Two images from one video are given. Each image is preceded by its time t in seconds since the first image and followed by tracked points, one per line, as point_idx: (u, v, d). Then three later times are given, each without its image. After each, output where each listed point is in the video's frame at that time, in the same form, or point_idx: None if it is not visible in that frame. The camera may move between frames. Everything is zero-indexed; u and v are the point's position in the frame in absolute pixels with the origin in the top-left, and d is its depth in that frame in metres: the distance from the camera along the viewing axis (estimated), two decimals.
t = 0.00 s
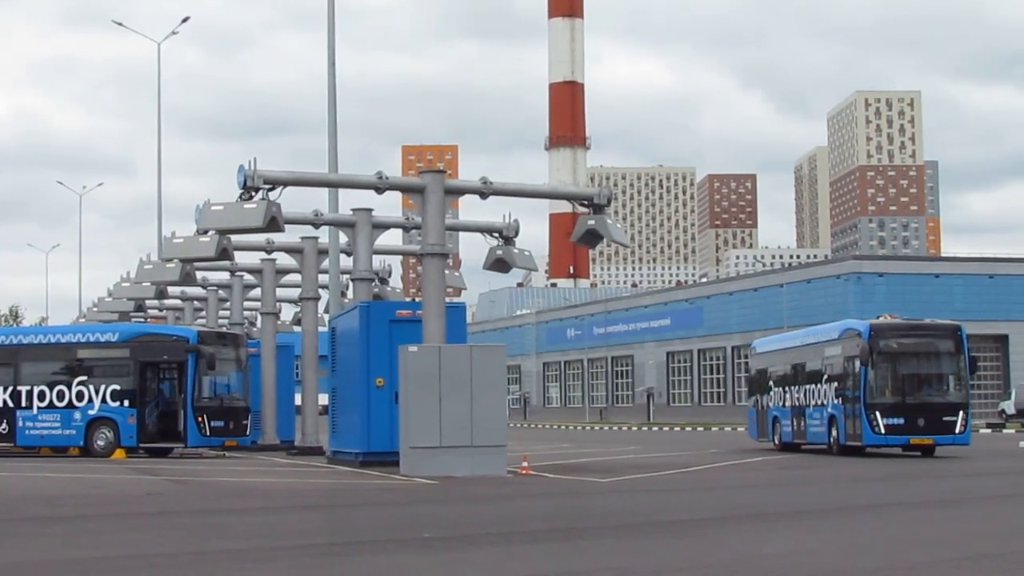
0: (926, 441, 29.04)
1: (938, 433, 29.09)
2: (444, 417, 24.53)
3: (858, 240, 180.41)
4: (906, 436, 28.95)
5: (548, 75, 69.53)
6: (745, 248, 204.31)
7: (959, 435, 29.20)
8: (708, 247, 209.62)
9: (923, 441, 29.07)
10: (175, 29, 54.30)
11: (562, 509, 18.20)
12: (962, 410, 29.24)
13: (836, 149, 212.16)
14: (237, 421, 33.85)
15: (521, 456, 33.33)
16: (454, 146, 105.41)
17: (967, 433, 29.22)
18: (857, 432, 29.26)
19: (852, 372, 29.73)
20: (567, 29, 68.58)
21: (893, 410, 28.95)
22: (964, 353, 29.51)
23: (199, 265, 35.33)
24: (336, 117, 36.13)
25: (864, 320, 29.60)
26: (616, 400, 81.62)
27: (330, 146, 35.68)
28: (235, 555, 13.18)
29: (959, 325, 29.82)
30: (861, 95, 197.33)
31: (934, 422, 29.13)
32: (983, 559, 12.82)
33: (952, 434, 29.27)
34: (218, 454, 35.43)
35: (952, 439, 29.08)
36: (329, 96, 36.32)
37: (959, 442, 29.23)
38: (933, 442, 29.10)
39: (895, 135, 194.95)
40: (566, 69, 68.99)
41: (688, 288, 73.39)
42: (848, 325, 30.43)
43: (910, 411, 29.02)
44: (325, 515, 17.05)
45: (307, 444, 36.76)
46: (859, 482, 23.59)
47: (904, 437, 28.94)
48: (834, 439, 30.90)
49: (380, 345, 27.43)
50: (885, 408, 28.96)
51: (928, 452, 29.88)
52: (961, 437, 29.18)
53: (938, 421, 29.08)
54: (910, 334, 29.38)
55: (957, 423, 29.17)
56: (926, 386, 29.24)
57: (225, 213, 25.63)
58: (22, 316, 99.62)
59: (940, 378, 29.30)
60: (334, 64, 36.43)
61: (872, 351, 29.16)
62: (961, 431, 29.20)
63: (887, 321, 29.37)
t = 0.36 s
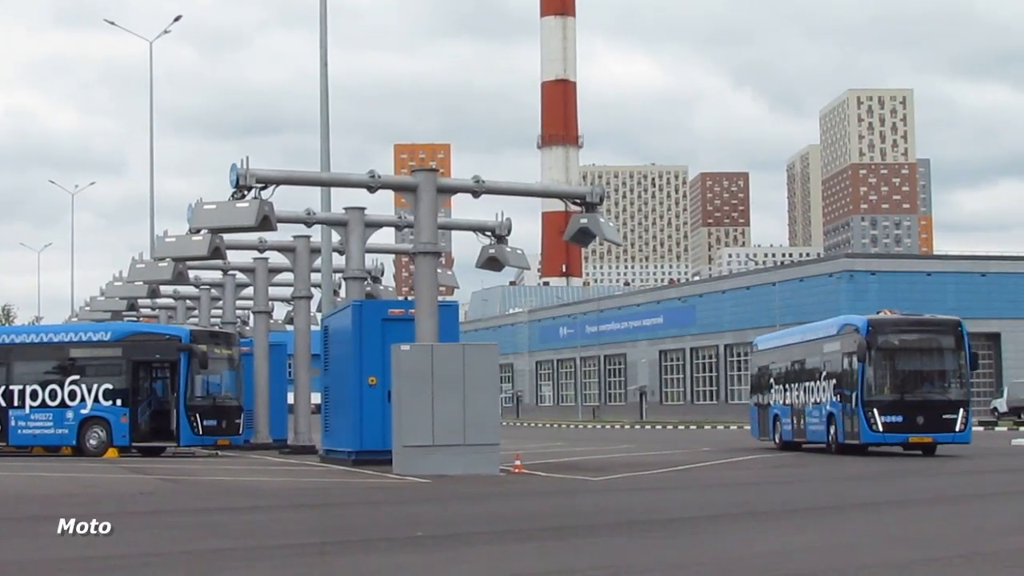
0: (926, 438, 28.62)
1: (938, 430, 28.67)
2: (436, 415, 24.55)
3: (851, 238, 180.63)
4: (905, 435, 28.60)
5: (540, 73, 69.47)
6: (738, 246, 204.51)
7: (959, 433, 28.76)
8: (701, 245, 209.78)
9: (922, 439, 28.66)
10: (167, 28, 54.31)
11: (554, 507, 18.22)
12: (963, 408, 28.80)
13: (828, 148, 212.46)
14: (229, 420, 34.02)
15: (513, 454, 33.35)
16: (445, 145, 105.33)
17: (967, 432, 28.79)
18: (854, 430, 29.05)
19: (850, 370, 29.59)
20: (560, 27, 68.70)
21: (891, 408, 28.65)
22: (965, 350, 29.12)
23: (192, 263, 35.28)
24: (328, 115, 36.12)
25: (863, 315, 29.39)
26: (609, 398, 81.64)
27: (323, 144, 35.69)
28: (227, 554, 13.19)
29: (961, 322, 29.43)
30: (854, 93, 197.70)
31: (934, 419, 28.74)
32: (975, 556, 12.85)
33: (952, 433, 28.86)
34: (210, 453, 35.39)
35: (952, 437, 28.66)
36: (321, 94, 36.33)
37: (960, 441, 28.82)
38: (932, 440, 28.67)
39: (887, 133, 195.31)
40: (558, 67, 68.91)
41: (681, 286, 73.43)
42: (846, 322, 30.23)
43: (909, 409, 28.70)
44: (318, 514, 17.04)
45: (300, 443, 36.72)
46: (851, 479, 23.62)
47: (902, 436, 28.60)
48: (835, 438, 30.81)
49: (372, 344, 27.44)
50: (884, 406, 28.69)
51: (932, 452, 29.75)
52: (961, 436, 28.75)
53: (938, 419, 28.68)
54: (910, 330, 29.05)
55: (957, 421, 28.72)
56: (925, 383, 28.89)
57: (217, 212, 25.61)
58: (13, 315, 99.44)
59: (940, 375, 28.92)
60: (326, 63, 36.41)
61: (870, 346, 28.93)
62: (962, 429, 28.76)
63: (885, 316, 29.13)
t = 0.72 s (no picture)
0: (919, 438, 28.15)
1: (932, 430, 28.22)
2: (426, 414, 24.54)
3: (841, 237, 180.97)
4: (898, 435, 28.14)
5: (530, 72, 69.44)
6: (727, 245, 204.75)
7: (954, 433, 28.28)
8: (691, 243, 210.03)
9: (916, 438, 28.18)
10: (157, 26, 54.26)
11: (542, 505, 18.22)
12: (958, 407, 28.32)
13: (817, 147, 212.88)
14: (218, 418, 34.01)
15: (502, 453, 33.37)
16: (435, 143, 105.33)
17: (962, 431, 28.30)
18: (847, 428, 28.59)
19: (843, 367, 29.17)
20: (550, 26, 68.70)
21: (883, 407, 28.19)
22: (961, 347, 28.66)
23: (181, 261, 35.23)
24: (318, 113, 36.11)
25: (856, 312, 28.98)
26: (598, 397, 81.70)
27: (312, 142, 35.66)
28: (213, 553, 13.18)
29: (956, 318, 29.00)
30: (843, 93, 198.19)
31: (928, 419, 28.28)
32: (963, 556, 12.89)
33: (947, 432, 28.39)
34: (200, 451, 35.40)
35: (947, 437, 28.20)
36: (311, 92, 36.30)
37: (955, 440, 28.35)
38: (926, 440, 28.20)
39: (876, 132, 195.83)
40: (549, 66, 68.90)
41: (671, 285, 73.53)
42: (839, 318, 29.86)
43: (902, 407, 28.24)
44: (306, 513, 17.02)
45: (289, 441, 36.68)
46: (839, 478, 23.69)
47: (895, 435, 28.14)
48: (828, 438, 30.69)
49: (361, 342, 27.42)
50: (877, 405, 28.24)
51: (927, 453, 29.74)
52: (956, 435, 28.28)
53: (931, 418, 28.23)
54: (904, 326, 28.60)
55: (952, 420, 28.26)
56: (919, 382, 28.41)
57: (207, 210, 25.59)
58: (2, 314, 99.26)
59: (935, 372, 28.44)
60: (316, 61, 36.40)
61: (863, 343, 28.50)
62: (957, 429, 28.29)
63: (878, 313, 28.70)
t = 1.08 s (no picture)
0: (911, 438, 27.62)
1: (925, 431, 27.68)
2: (415, 414, 24.59)
3: (829, 236, 181.43)
4: (889, 435, 27.62)
5: (519, 71, 69.45)
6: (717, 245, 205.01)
7: (948, 432, 27.77)
8: (680, 243, 210.27)
9: (909, 438, 27.64)
10: (146, 25, 54.18)
11: (532, 505, 18.28)
12: (951, 406, 27.77)
13: (806, 147, 213.30)
14: (207, 417, 34.03)
15: (492, 453, 33.42)
16: (424, 143, 105.38)
17: (957, 430, 27.81)
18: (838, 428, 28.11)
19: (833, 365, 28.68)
20: (539, 26, 68.76)
21: (873, 406, 27.68)
22: (955, 345, 28.13)
23: (170, 261, 35.21)
24: (307, 113, 36.13)
25: (846, 308, 28.43)
26: (588, 396, 81.79)
27: (301, 142, 35.68)
28: (204, 553, 13.24)
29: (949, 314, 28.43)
30: (832, 93, 198.61)
31: (921, 419, 27.72)
32: (950, 555, 12.99)
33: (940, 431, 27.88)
34: (189, 451, 35.40)
35: (940, 436, 27.68)
36: (300, 92, 36.32)
37: (948, 439, 27.82)
38: (919, 440, 27.68)
39: (865, 132, 196.25)
40: (537, 65, 68.93)
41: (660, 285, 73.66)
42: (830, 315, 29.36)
43: (893, 406, 27.70)
44: (294, 512, 17.09)
45: (278, 441, 36.68)
46: (827, 478, 23.79)
47: (887, 435, 27.61)
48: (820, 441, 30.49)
49: (349, 342, 27.45)
50: (868, 404, 27.70)
51: (924, 452, 29.56)
52: (950, 435, 27.76)
53: (924, 417, 27.68)
54: (895, 323, 28.02)
55: (945, 419, 27.74)
56: (911, 380, 27.85)
57: (196, 210, 25.61)
58: None
59: (928, 370, 27.88)
60: (305, 60, 36.42)
61: (854, 340, 27.97)
62: (950, 428, 27.77)
63: (869, 309, 28.19)
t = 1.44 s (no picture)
0: (904, 438, 27.49)
1: (919, 430, 27.53)
2: (406, 414, 24.63)
3: (820, 236, 181.82)
4: (881, 435, 27.52)
5: (510, 71, 69.46)
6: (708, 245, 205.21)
7: (943, 432, 27.57)
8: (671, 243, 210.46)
9: (901, 438, 27.52)
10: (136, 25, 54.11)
11: (524, 505, 18.29)
12: (946, 405, 27.58)
13: (797, 146, 213.60)
14: (198, 417, 34.07)
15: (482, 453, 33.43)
16: (415, 143, 105.35)
17: (952, 430, 27.62)
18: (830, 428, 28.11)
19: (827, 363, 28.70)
20: (530, 26, 68.76)
21: (864, 405, 27.63)
22: (951, 342, 27.98)
23: (161, 261, 35.19)
24: (298, 112, 36.12)
25: (839, 306, 28.45)
26: (579, 396, 81.85)
27: (292, 141, 35.66)
28: (200, 553, 13.26)
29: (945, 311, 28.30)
30: (823, 92, 198.92)
31: (914, 418, 27.57)
32: (941, 555, 13.04)
33: (935, 431, 27.69)
34: (180, 451, 35.37)
35: (934, 436, 27.48)
36: (291, 91, 36.30)
37: (943, 440, 27.62)
38: (912, 440, 27.52)
39: (856, 132, 196.59)
40: (528, 65, 68.94)
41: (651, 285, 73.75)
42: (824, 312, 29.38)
43: (885, 405, 27.61)
44: (289, 512, 17.11)
45: (269, 441, 36.67)
46: (818, 478, 23.84)
47: (879, 435, 27.53)
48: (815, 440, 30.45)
49: (341, 342, 27.47)
50: (860, 403, 27.65)
51: (922, 451, 29.37)
52: (945, 435, 27.58)
53: (917, 417, 27.53)
54: (887, 321, 27.98)
55: (940, 418, 27.54)
56: (905, 379, 27.75)
57: (186, 210, 25.60)
58: None
59: (922, 369, 27.76)
60: (296, 60, 36.40)
61: (846, 337, 27.97)
62: (945, 428, 27.55)
63: (861, 306, 28.17)
